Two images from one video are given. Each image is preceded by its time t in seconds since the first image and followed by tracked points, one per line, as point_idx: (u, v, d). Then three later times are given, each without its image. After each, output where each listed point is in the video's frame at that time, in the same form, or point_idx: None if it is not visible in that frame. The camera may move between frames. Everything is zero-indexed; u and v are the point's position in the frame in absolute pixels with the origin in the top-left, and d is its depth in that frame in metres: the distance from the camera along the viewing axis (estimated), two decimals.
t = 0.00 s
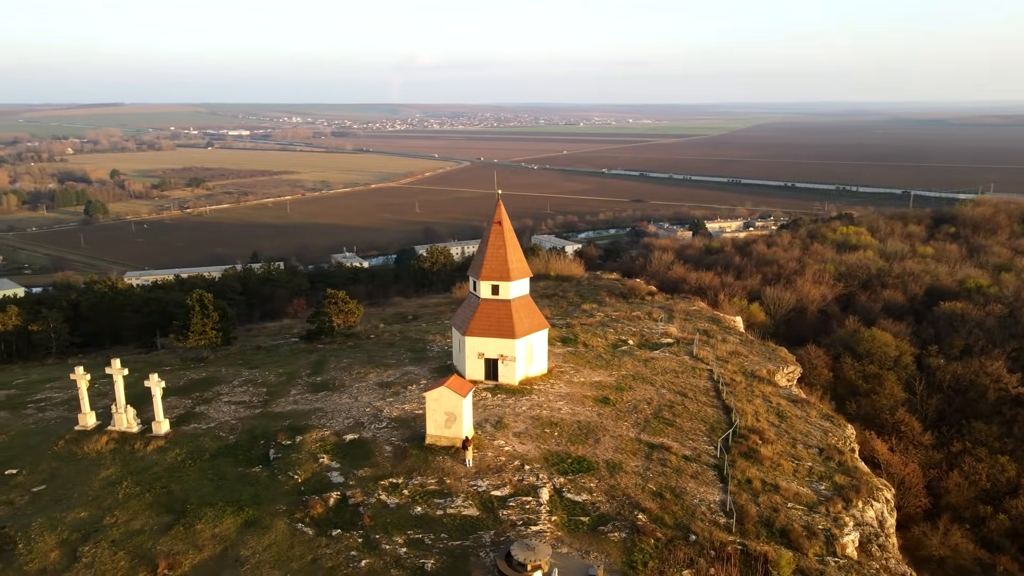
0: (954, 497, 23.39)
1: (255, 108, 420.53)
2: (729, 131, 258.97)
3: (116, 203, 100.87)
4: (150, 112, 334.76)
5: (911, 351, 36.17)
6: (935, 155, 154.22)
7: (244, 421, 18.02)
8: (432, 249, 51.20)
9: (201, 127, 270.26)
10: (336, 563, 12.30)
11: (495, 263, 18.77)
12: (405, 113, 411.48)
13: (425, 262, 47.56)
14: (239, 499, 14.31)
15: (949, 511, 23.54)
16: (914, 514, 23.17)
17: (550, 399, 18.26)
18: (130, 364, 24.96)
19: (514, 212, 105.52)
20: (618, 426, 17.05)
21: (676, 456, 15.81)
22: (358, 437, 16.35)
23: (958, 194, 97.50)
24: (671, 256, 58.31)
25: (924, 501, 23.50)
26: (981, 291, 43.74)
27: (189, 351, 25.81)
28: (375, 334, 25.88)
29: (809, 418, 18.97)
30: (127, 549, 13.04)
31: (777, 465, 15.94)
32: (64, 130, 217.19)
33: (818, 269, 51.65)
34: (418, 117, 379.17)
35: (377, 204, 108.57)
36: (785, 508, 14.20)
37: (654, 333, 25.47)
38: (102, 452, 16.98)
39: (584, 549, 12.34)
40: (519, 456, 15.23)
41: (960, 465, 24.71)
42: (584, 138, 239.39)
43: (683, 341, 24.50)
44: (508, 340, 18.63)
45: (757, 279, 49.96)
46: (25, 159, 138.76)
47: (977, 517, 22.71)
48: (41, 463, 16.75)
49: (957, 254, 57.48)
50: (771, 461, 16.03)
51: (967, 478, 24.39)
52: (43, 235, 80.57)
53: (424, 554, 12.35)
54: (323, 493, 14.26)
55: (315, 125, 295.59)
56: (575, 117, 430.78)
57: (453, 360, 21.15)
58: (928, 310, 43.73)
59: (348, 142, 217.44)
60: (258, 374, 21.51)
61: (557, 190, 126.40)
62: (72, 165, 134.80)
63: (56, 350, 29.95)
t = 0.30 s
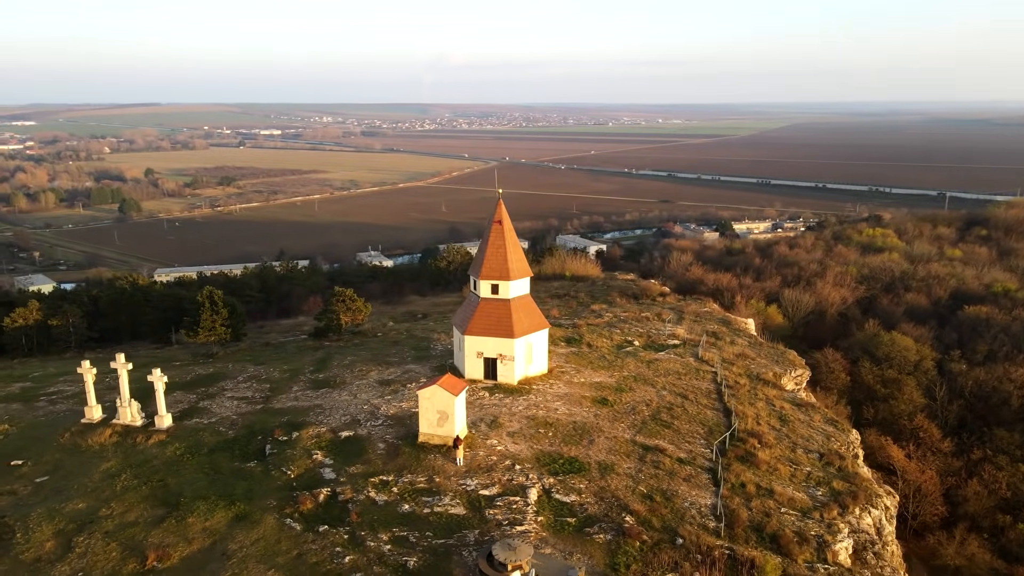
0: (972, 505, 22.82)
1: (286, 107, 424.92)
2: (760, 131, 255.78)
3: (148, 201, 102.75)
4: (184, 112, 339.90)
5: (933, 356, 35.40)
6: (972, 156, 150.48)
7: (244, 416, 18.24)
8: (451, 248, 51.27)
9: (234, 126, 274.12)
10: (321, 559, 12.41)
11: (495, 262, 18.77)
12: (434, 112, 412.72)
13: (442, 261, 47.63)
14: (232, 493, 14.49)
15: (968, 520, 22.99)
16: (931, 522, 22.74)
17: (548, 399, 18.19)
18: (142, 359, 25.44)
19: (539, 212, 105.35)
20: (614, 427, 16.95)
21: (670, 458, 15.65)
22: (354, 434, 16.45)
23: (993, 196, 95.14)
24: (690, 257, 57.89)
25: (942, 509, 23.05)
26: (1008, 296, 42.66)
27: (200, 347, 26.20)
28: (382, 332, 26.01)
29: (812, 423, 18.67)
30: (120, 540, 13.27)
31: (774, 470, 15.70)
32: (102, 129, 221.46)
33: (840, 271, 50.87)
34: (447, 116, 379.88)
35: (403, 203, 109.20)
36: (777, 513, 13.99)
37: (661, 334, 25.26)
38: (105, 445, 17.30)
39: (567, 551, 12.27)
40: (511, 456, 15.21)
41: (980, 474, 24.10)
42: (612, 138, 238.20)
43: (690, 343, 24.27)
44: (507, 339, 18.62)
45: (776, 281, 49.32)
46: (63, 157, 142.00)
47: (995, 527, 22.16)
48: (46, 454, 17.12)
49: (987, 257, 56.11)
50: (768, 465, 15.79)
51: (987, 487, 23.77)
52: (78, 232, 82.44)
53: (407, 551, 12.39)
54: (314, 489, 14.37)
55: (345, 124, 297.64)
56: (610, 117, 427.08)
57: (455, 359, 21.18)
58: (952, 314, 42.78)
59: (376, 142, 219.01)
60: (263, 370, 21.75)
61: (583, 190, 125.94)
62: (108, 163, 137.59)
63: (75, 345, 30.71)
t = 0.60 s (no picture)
0: (992, 515, 22.32)
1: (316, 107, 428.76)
2: (793, 131, 251.93)
3: (181, 199, 104.43)
4: (218, 112, 344.82)
5: (955, 362, 34.65)
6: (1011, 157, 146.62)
7: (245, 412, 18.45)
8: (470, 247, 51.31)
9: (267, 126, 277.64)
10: (307, 554, 12.51)
11: (495, 261, 18.76)
12: (463, 112, 413.16)
13: (460, 260, 47.68)
14: (225, 488, 14.68)
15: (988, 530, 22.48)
16: (948, 531, 22.31)
17: (545, 399, 18.12)
18: (154, 354, 25.90)
19: (564, 212, 105.01)
20: (610, 428, 16.83)
21: (664, 461, 15.49)
22: (349, 431, 16.55)
23: None
24: (710, 259, 57.32)
25: (960, 518, 22.58)
26: None
27: (211, 343, 26.59)
28: (389, 330, 26.18)
29: (815, 427, 18.36)
30: (113, 532, 13.50)
31: (771, 474, 15.45)
32: (137, 129, 224.75)
33: (862, 274, 50.03)
34: (476, 116, 380.13)
35: (429, 201, 109.65)
36: (769, 519, 13.77)
37: (668, 335, 25.04)
38: (109, 438, 17.61)
39: (550, 552, 12.21)
40: (502, 456, 15.20)
41: (1001, 483, 23.51)
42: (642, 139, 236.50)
43: (696, 345, 24.03)
44: (506, 338, 18.59)
45: (796, 283, 48.64)
46: (101, 155, 144.85)
47: (1015, 538, 21.64)
48: (52, 446, 17.49)
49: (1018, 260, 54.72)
50: (764, 470, 15.55)
51: (1008, 496, 23.17)
52: (113, 229, 84.18)
53: (391, 549, 12.45)
54: (305, 485, 14.49)
55: (374, 124, 299.26)
56: (639, 117, 423.84)
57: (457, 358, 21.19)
58: (978, 318, 41.80)
59: (407, 142, 220.30)
60: (268, 366, 21.99)
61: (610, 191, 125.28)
62: (144, 161, 140.09)
63: (93, 340, 31.59)
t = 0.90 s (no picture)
0: (1011, 526, 21.92)
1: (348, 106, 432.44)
2: (828, 130, 247.31)
3: (213, 197, 106.09)
4: (253, 112, 348.74)
5: (977, 368, 33.91)
6: None
7: (246, 407, 18.65)
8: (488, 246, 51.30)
9: (299, 125, 280.34)
10: (292, 549, 12.61)
11: (495, 260, 18.75)
12: (493, 110, 412.53)
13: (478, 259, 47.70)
14: (219, 482, 14.86)
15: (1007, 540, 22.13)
16: (965, 540, 22.06)
17: (542, 399, 18.06)
18: (166, 349, 26.34)
19: (590, 213, 104.49)
20: (606, 430, 16.71)
21: (657, 463, 15.34)
22: (345, 428, 16.66)
23: None
24: (731, 260, 56.75)
25: (977, 527, 22.32)
26: None
27: (222, 339, 26.95)
28: (396, 329, 26.28)
29: (817, 432, 18.05)
30: (108, 523, 13.76)
31: (767, 479, 15.20)
32: (174, 127, 228.28)
33: (886, 277, 49.15)
34: (506, 115, 379.36)
35: (455, 200, 109.93)
36: (760, 523, 13.55)
37: (675, 337, 24.80)
38: (113, 431, 17.93)
39: (533, 552, 12.16)
40: (493, 455, 15.18)
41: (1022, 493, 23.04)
42: (673, 139, 234.22)
43: (703, 346, 23.78)
44: (505, 338, 18.57)
45: (817, 285, 47.88)
46: (138, 152, 147.62)
47: None
48: (59, 438, 17.87)
49: None
50: (760, 473, 15.31)
51: None
52: (146, 227, 85.88)
53: (376, 546, 12.50)
54: (297, 481, 14.60)
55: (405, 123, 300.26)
56: (669, 116, 419.93)
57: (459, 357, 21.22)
58: (1004, 323, 40.78)
59: (436, 141, 220.75)
60: (273, 363, 22.21)
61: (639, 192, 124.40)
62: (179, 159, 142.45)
63: (111, 335, 32.21)
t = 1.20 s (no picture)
0: None
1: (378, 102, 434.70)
2: (864, 129, 242.36)
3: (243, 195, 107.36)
4: (285, 107, 351.94)
5: (1001, 374, 33.14)
6: None
7: (248, 403, 18.88)
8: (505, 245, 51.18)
9: (330, 121, 282.12)
10: (278, 544, 12.75)
11: (495, 259, 18.72)
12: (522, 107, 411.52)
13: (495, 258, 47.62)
14: (214, 476, 15.06)
15: None
16: (983, 550, 21.92)
17: (540, 399, 18.00)
18: (178, 344, 26.77)
19: (615, 213, 103.83)
20: (601, 430, 16.64)
21: (650, 465, 15.20)
22: (341, 425, 16.77)
23: None
24: (751, 261, 56.17)
25: (995, 537, 22.20)
26: None
27: (232, 336, 27.28)
28: (403, 327, 26.41)
29: (819, 436, 17.74)
30: (104, 514, 14.03)
31: (761, 483, 15.00)
32: (209, 122, 231.30)
33: (909, 279, 48.26)
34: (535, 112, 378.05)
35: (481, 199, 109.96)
36: (750, 529, 13.35)
37: (682, 339, 24.55)
38: (118, 423, 18.28)
39: (515, 552, 12.13)
40: (485, 454, 15.16)
41: None
42: (704, 137, 231.45)
43: (709, 348, 23.53)
44: (503, 337, 18.56)
45: (839, 288, 47.12)
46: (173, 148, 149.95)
47: None
48: (65, 430, 18.26)
49: None
50: (755, 478, 15.11)
51: None
52: (177, 224, 87.30)
53: (360, 542, 12.56)
54: (290, 476, 14.74)
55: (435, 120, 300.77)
56: (700, 114, 415.37)
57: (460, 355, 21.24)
58: None
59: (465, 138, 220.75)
60: (278, 360, 22.45)
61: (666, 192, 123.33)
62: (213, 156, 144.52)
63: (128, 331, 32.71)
